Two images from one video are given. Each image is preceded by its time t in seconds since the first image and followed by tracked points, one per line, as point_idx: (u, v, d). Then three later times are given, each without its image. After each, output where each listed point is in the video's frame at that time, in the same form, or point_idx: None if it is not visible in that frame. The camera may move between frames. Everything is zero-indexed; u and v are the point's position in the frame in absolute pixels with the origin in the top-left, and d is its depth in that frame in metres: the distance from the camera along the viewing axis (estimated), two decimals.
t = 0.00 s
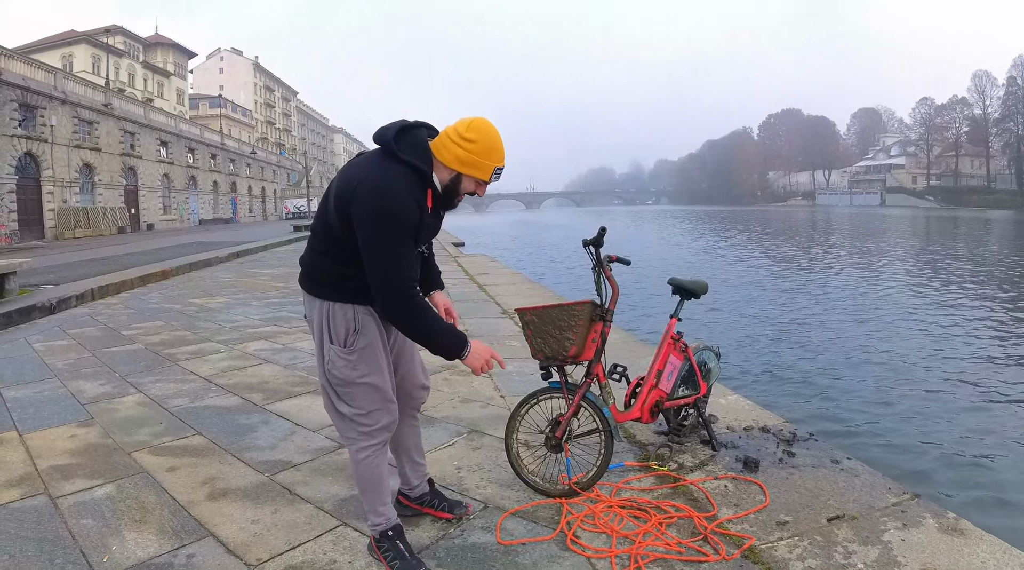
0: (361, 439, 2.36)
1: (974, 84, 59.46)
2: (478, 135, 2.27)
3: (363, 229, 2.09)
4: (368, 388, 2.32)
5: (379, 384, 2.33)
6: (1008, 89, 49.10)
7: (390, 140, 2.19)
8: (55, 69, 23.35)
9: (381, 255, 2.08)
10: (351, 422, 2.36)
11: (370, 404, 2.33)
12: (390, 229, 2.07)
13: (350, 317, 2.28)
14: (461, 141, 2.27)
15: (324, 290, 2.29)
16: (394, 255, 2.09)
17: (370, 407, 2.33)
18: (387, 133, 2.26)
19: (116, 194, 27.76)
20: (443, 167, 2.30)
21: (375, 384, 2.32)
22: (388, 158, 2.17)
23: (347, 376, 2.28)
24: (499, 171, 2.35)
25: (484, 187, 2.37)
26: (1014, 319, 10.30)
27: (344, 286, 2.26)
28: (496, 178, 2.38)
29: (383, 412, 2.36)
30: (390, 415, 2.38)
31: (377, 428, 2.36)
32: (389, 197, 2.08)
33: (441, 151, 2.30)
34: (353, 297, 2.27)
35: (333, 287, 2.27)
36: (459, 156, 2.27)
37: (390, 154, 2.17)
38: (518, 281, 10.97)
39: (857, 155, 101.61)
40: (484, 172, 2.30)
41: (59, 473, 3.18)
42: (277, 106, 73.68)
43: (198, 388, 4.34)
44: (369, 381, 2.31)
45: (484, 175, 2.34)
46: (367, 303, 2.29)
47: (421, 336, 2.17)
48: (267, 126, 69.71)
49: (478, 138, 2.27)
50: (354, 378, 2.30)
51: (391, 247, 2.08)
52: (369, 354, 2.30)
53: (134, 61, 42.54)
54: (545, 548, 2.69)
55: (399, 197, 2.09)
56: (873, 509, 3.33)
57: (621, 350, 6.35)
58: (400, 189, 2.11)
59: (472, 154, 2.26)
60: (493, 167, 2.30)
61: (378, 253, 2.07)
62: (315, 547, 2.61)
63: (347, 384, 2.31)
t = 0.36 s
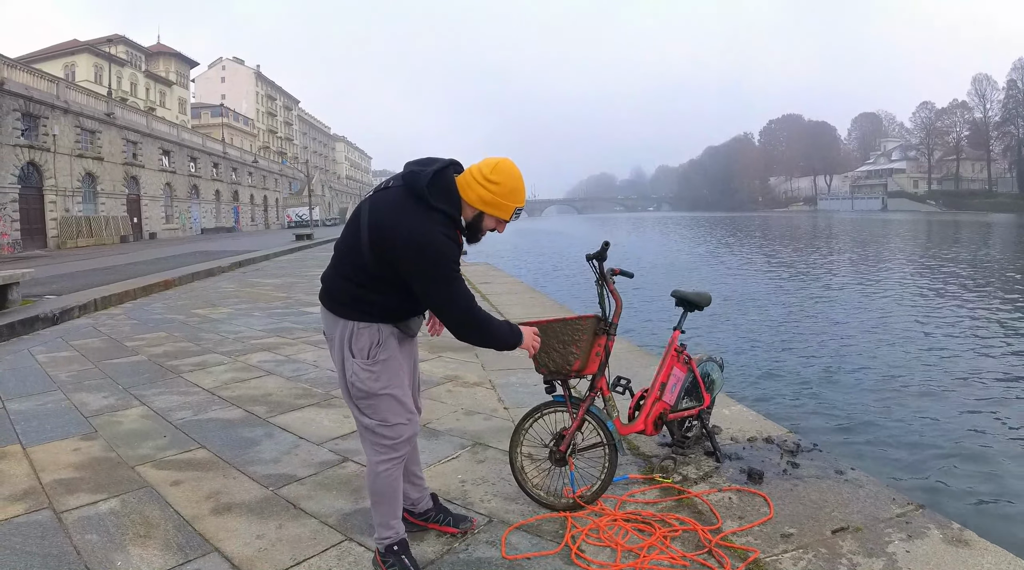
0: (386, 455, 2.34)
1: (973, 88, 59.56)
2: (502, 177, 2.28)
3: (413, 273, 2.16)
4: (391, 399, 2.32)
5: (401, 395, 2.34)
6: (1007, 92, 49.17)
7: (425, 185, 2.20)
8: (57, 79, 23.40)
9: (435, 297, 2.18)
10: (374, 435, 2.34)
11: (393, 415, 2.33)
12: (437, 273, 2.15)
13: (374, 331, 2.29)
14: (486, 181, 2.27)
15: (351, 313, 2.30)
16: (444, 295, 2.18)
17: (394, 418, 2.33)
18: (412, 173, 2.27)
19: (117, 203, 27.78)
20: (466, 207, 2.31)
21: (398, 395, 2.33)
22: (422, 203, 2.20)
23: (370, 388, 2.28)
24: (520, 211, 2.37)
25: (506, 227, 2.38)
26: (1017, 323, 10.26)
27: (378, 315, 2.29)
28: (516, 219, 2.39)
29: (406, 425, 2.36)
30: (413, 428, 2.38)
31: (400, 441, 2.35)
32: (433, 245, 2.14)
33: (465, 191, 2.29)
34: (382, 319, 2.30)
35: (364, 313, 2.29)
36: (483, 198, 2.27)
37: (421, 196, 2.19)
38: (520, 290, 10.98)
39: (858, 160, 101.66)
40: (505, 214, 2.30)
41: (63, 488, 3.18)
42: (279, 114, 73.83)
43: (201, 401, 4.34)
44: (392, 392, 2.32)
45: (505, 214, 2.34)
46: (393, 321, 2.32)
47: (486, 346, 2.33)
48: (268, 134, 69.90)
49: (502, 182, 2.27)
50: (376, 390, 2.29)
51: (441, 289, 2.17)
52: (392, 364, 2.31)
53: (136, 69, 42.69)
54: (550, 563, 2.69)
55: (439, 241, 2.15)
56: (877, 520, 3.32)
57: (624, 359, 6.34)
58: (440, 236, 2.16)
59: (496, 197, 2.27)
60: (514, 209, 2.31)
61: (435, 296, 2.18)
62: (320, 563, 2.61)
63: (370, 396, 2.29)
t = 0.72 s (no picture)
0: (379, 451, 2.38)
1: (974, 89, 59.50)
2: (492, 165, 2.34)
3: (409, 266, 2.18)
4: (383, 399, 2.35)
5: (394, 396, 2.38)
6: (1008, 93, 49.10)
7: (423, 175, 2.25)
8: (59, 82, 23.48)
9: (430, 288, 2.20)
10: (364, 434, 2.36)
11: (386, 414, 2.36)
12: (431, 264, 2.17)
13: (367, 330, 2.33)
14: (476, 171, 2.34)
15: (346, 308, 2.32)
16: (440, 287, 2.21)
17: (385, 418, 2.36)
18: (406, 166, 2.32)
19: (119, 205, 27.87)
20: (461, 197, 2.37)
21: (389, 395, 2.36)
22: (415, 196, 2.24)
23: (363, 386, 2.31)
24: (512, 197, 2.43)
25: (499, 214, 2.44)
26: (1015, 324, 10.26)
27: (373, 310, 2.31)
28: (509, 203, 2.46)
29: (396, 425, 2.40)
30: (403, 428, 2.42)
31: (390, 439, 2.38)
32: (431, 238, 2.17)
33: (458, 181, 2.35)
34: (377, 317, 2.33)
35: (359, 310, 2.32)
36: (474, 187, 2.34)
37: (416, 188, 2.25)
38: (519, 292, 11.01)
39: (859, 161, 101.62)
40: (497, 201, 2.37)
41: (63, 488, 3.22)
42: (281, 116, 73.98)
43: (201, 403, 4.37)
44: (385, 392, 2.36)
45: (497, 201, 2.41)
46: (388, 320, 2.35)
47: (473, 349, 2.34)
48: (270, 136, 70.07)
49: (492, 170, 2.34)
50: (370, 388, 2.33)
51: (434, 281, 2.20)
52: (386, 364, 2.35)
53: (138, 72, 42.86)
54: (543, 563, 2.71)
55: (433, 232, 2.18)
56: (870, 522, 3.34)
57: (621, 361, 6.36)
58: (437, 227, 2.20)
59: (487, 187, 2.33)
60: (506, 195, 2.36)
61: (430, 289, 2.20)
62: (315, 563, 2.65)
63: (362, 394, 2.32)
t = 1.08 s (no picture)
0: (371, 448, 2.40)
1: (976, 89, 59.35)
2: (451, 117, 2.37)
3: (338, 212, 2.18)
4: (375, 399, 2.36)
5: (389, 398, 2.37)
6: (1009, 93, 48.99)
7: (382, 135, 2.32)
8: (62, 84, 23.57)
9: (345, 234, 2.14)
10: (357, 432, 2.39)
11: (378, 413, 2.37)
12: (355, 206, 2.14)
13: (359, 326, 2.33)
14: (437, 127, 2.37)
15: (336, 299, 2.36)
16: (359, 235, 2.14)
17: (376, 418, 2.38)
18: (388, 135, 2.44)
19: (121, 206, 27.99)
20: (431, 156, 2.37)
21: (381, 395, 2.36)
22: (377, 152, 2.32)
23: (356, 385, 2.34)
24: (481, 149, 2.40)
25: (468, 165, 2.37)
26: (1015, 325, 10.24)
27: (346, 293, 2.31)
28: (480, 158, 2.42)
29: (389, 426, 2.40)
30: (395, 430, 2.42)
31: (381, 440, 2.39)
32: (364, 182, 2.17)
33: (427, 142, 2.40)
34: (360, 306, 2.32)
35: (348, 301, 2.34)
36: (440, 142, 2.34)
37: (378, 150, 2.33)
38: (518, 292, 11.04)
39: (859, 162, 101.43)
40: (460, 147, 2.33)
41: (61, 487, 3.24)
42: (283, 117, 74.18)
43: (198, 404, 4.39)
44: (379, 393, 2.36)
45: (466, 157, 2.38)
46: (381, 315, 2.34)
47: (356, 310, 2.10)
48: (273, 137, 70.31)
49: (453, 124, 2.35)
50: (362, 386, 2.35)
51: (353, 226, 2.14)
52: (379, 365, 2.34)
53: (140, 74, 43.04)
54: (535, 563, 2.73)
55: (372, 179, 2.19)
56: (864, 523, 3.35)
57: (618, 362, 6.37)
58: (379, 176, 2.20)
59: (449, 138, 2.33)
60: (471, 143, 2.33)
61: (343, 233, 2.15)
62: (308, 562, 2.67)
63: (356, 392, 2.36)
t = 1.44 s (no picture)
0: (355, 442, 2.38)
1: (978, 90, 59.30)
2: (413, 100, 2.37)
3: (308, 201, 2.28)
4: (356, 391, 2.35)
5: (370, 391, 2.34)
6: (1009, 94, 48.99)
7: (349, 129, 2.41)
8: (65, 84, 23.69)
9: (311, 218, 2.22)
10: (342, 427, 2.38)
11: (358, 406, 2.34)
12: (319, 194, 2.22)
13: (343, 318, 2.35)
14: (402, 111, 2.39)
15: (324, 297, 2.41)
16: (324, 218, 2.21)
17: (358, 412, 2.35)
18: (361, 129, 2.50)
19: (124, 206, 28.09)
20: (398, 140, 2.38)
21: (362, 387, 2.34)
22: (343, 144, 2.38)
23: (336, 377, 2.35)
24: (449, 128, 2.37)
25: (433, 142, 2.33)
26: (1012, 325, 10.26)
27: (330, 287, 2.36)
28: (450, 136, 2.37)
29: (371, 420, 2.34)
30: (380, 424, 2.35)
31: (364, 436, 2.35)
32: (327, 169, 2.24)
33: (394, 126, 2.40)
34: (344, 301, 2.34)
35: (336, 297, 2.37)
36: (408, 126, 2.33)
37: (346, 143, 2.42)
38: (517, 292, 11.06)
39: (859, 163, 101.43)
40: (421, 124, 2.32)
41: (60, 483, 3.28)
42: (285, 117, 74.39)
43: (197, 401, 4.43)
44: (359, 386, 2.35)
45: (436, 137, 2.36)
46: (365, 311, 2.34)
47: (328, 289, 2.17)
48: (275, 138, 70.49)
49: (419, 106, 2.33)
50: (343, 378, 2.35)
51: (318, 211, 2.21)
52: (360, 357, 2.34)
53: (143, 75, 43.19)
54: (526, 559, 2.76)
55: (334, 164, 2.25)
56: (856, 522, 3.37)
57: (615, 362, 6.39)
58: (343, 162, 2.26)
59: (414, 120, 2.32)
60: (431, 119, 2.31)
61: (311, 218, 2.23)
62: (301, 557, 2.70)
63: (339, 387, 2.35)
